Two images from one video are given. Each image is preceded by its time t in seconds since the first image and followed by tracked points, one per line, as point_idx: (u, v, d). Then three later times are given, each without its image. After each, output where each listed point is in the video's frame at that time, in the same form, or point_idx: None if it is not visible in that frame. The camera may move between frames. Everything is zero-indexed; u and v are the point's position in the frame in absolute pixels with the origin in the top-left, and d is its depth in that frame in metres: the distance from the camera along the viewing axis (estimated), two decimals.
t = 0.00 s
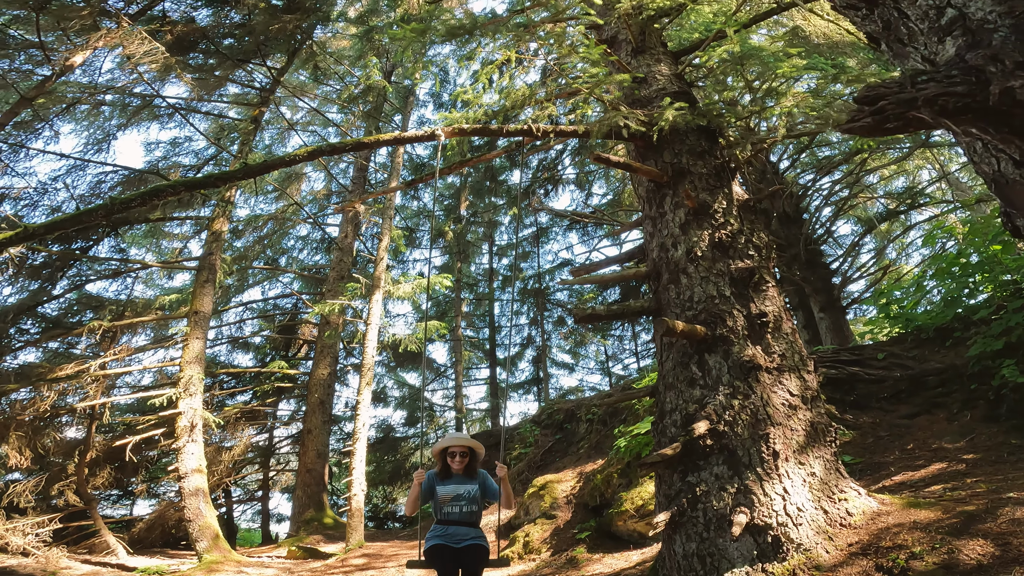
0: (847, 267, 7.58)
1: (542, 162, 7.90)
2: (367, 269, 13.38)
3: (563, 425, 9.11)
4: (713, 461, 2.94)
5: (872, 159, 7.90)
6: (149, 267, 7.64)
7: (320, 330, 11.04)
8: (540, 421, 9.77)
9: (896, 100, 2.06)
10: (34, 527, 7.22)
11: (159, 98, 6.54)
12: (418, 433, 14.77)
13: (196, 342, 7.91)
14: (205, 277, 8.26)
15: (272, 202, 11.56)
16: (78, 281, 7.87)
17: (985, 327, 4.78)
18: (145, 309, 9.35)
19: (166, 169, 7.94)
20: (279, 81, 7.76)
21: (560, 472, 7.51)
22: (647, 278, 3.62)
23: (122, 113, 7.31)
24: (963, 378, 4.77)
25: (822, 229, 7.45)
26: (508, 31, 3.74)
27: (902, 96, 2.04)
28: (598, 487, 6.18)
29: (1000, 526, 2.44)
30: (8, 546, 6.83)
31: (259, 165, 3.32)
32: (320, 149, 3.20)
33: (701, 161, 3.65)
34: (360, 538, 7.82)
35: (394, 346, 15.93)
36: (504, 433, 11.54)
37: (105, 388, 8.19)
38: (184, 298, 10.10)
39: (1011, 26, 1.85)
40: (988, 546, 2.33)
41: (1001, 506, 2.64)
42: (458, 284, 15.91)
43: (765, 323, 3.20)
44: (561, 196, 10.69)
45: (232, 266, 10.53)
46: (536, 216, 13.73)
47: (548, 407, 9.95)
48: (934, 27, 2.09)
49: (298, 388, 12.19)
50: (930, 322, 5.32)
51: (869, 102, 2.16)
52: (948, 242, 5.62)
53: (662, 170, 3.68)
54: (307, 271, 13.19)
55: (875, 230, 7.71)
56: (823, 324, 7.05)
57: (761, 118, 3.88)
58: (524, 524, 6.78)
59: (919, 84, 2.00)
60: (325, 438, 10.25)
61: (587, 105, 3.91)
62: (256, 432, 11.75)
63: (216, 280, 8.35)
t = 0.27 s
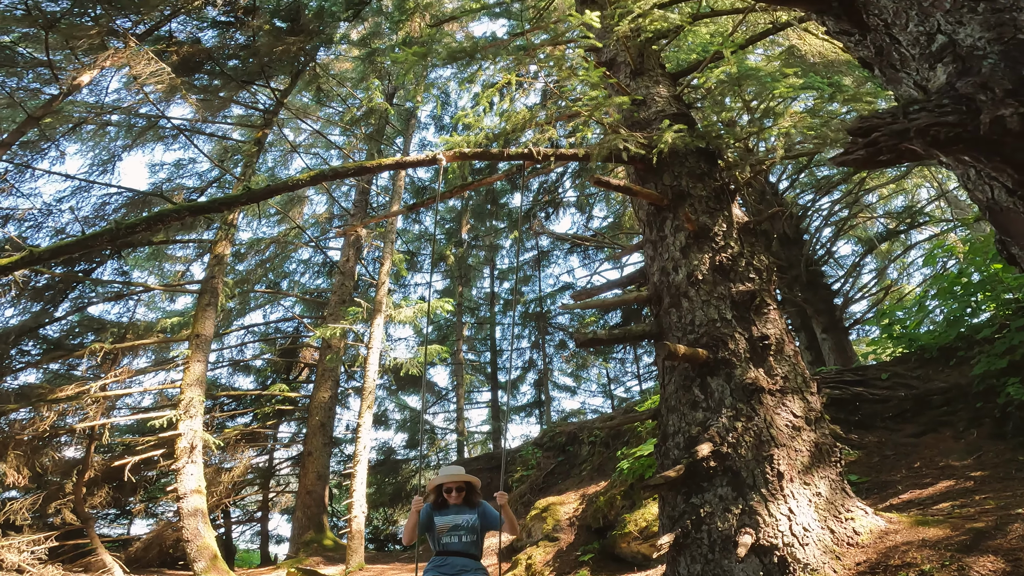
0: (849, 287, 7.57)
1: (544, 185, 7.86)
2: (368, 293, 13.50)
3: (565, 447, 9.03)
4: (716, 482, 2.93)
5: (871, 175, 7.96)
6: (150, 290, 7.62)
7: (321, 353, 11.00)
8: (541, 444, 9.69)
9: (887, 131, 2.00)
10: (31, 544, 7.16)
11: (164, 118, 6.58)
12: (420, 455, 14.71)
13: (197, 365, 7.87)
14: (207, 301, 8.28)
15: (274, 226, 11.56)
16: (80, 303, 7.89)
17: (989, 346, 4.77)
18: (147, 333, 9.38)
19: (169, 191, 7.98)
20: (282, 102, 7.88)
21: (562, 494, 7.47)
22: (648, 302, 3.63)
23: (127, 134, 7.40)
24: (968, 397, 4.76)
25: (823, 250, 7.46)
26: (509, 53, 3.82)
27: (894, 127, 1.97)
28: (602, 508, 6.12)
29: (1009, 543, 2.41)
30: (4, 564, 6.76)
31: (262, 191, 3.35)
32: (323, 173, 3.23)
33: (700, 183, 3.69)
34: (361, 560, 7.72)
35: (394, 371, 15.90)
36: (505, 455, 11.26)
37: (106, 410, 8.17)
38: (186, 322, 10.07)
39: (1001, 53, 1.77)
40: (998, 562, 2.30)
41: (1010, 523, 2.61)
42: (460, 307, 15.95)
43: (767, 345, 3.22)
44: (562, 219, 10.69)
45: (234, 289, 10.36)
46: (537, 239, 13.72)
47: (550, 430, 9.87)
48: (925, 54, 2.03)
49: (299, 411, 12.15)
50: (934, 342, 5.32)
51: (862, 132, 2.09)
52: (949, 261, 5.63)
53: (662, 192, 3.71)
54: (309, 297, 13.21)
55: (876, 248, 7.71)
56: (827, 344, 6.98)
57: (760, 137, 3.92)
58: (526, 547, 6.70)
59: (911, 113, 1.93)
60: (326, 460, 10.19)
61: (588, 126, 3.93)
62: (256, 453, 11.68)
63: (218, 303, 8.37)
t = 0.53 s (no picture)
0: (850, 308, 7.55)
1: (544, 209, 7.87)
2: (369, 317, 13.56)
3: (566, 468, 8.93)
4: (719, 503, 2.90)
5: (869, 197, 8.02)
6: (151, 312, 7.60)
7: (321, 377, 10.93)
8: (543, 466, 9.58)
9: (879, 162, 2.02)
10: (24, 562, 7.08)
11: (167, 138, 6.59)
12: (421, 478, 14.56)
13: (197, 387, 7.84)
14: (207, 324, 8.27)
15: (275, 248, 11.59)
16: (80, 325, 7.89)
17: (992, 365, 4.74)
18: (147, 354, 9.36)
19: (171, 212, 8.00)
20: (285, 124, 7.97)
21: (564, 516, 7.39)
22: (649, 325, 3.71)
23: (131, 154, 7.40)
24: (973, 415, 4.72)
25: (823, 270, 7.46)
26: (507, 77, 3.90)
27: (884, 158, 2.00)
28: (604, 530, 6.03)
29: (1020, 560, 2.33)
30: None
31: (263, 215, 3.36)
32: (324, 197, 3.24)
33: (700, 206, 3.74)
34: None
35: (395, 394, 15.88)
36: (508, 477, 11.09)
37: (105, 428, 8.13)
38: (186, 344, 10.03)
39: (985, 80, 1.83)
40: None
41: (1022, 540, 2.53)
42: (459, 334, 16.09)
43: (769, 367, 3.21)
44: (563, 241, 10.69)
45: (234, 311, 10.01)
46: (538, 262, 13.70)
47: (552, 451, 9.77)
48: (914, 79, 2.11)
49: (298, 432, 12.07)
50: (936, 362, 5.31)
51: (853, 164, 2.12)
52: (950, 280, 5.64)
53: (662, 216, 3.77)
54: (309, 319, 13.21)
55: (877, 268, 7.71)
56: (829, 365, 6.96)
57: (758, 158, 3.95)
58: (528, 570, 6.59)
59: (900, 143, 1.98)
60: (325, 481, 10.07)
61: (587, 149, 3.95)
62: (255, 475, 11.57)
63: (219, 326, 8.36)
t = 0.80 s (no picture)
0: (851, 328, 7.55)
1: (544, 232, 7.91)
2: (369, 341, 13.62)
3: (568, 490, 8.83)
4: (723, 525, 2.86)
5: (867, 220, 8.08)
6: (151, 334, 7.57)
7: (320, 400, 10.88)
8: (545, 488, 9.47)
9: (870, 201, 2.00)
10: None
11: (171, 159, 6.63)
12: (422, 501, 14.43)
13: (196, 409, 7.81)
14: (207, 346, 8.25)
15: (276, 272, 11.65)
16: (80, 347, 7.89)
17: (995, 384, 4.71)
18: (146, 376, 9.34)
19: (173, 235, 8.05)
20: (287, 147, 8.07)
21: (566, 540, 7.29)
22: (649, 350, 3.71)
23: (135, 176, 7.44)
24: (978, 433, 4.69)
25: (823, 292, 7.48)
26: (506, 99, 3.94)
27: (875, 197, 1.98)
28: (607, 553, 5.94)
29: None
30: None
31: (264, 238, 3.36)
32: (325, 221, 3.24)
33: (699, 231, 3.76)
34: None
35: (395, 418, 15.80)
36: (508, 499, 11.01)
37: (102, 449, 8.08)
38: (186, 367, 10.01)
39: (974, 113, 1.79)
40: None
41: None
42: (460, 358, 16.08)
43: (770, 391, 3.19)
44: (563, 265, 10.70)
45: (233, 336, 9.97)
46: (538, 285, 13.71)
47: (553, 473, 9.67)
48: (905, 111, 2.05)
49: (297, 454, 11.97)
50: (939, 381, 5.28)
51: (846, 204, 2.09)
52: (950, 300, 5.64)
53: (661, 241, 3.79)
54: (309, 342, 13.22)
55: (877, 289, 7.74)
56: (832, 386, 6.94)
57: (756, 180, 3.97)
58: None
59: (891, 180, 1.96)
60: (324, 503, 9.96)
61: (586, 173, 3.96)
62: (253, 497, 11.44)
63: (219, 348, 8.35)
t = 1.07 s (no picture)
0: (852, 350, 7.55)
1: (543, 256, 7.94)
2: (368, 364, 13.62)
3: (569, 512, 8.72)
4: (726, 547, 2.82)
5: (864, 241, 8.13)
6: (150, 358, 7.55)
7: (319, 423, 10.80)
8: (546, 511, 9.36)
9: (862, 235, 2.05)
10: None
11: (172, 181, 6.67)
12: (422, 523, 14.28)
13: (193, 430, 7.75)
14: (206, 370, 8.22)
15: (276, 296, 11.69)
16: (77, 370, 7.86)
17: (997, 402, 4.67)
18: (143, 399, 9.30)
19: (173, 259, 8.09)
20: (287, 170, 8.14)
21: (567, 563, 7.19)
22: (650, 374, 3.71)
23: (136, 199, 7.52)
24: (983, 451, 4.62)
25: (823, 314, 7.48)
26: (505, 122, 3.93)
27: (867, 231, 2.02)
28: None
29: None
30: None
31: (262, 262, 3.38)
32: (324, 246, 3.25)
33: (698, 255, 3.78)
34: None
35: (395, 441, 15.78)
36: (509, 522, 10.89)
37: (97, 469, 8.01)
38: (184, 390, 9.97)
39: (962, 143, 1.77)
40: None
41: None
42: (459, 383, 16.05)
43: (771, 414, 3.17)
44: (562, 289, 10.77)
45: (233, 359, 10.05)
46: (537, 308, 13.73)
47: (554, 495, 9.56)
48: (895, 140, 2.03)
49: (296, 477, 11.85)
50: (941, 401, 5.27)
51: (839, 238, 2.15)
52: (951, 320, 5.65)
53: (660, 265, 3.81)
54: (308, 365, 13.19)
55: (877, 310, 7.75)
56: (834, 407, 6.91)
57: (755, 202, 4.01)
58: None
59: (883, 214, 1.98)
60: (322, 525, 9.82)
61: (585, 197, 3.98)
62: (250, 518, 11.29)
63: (217, 372, 8.32)
